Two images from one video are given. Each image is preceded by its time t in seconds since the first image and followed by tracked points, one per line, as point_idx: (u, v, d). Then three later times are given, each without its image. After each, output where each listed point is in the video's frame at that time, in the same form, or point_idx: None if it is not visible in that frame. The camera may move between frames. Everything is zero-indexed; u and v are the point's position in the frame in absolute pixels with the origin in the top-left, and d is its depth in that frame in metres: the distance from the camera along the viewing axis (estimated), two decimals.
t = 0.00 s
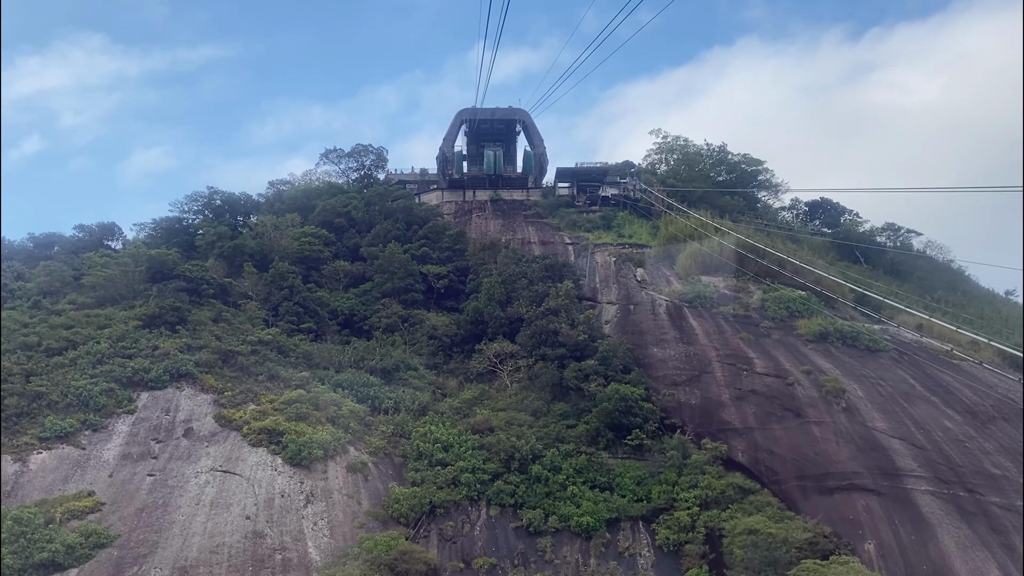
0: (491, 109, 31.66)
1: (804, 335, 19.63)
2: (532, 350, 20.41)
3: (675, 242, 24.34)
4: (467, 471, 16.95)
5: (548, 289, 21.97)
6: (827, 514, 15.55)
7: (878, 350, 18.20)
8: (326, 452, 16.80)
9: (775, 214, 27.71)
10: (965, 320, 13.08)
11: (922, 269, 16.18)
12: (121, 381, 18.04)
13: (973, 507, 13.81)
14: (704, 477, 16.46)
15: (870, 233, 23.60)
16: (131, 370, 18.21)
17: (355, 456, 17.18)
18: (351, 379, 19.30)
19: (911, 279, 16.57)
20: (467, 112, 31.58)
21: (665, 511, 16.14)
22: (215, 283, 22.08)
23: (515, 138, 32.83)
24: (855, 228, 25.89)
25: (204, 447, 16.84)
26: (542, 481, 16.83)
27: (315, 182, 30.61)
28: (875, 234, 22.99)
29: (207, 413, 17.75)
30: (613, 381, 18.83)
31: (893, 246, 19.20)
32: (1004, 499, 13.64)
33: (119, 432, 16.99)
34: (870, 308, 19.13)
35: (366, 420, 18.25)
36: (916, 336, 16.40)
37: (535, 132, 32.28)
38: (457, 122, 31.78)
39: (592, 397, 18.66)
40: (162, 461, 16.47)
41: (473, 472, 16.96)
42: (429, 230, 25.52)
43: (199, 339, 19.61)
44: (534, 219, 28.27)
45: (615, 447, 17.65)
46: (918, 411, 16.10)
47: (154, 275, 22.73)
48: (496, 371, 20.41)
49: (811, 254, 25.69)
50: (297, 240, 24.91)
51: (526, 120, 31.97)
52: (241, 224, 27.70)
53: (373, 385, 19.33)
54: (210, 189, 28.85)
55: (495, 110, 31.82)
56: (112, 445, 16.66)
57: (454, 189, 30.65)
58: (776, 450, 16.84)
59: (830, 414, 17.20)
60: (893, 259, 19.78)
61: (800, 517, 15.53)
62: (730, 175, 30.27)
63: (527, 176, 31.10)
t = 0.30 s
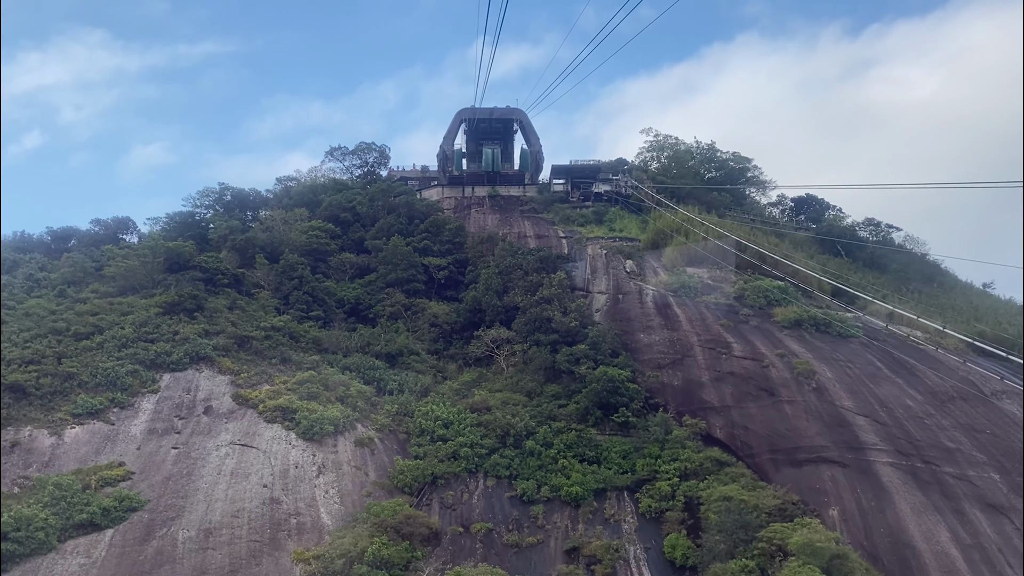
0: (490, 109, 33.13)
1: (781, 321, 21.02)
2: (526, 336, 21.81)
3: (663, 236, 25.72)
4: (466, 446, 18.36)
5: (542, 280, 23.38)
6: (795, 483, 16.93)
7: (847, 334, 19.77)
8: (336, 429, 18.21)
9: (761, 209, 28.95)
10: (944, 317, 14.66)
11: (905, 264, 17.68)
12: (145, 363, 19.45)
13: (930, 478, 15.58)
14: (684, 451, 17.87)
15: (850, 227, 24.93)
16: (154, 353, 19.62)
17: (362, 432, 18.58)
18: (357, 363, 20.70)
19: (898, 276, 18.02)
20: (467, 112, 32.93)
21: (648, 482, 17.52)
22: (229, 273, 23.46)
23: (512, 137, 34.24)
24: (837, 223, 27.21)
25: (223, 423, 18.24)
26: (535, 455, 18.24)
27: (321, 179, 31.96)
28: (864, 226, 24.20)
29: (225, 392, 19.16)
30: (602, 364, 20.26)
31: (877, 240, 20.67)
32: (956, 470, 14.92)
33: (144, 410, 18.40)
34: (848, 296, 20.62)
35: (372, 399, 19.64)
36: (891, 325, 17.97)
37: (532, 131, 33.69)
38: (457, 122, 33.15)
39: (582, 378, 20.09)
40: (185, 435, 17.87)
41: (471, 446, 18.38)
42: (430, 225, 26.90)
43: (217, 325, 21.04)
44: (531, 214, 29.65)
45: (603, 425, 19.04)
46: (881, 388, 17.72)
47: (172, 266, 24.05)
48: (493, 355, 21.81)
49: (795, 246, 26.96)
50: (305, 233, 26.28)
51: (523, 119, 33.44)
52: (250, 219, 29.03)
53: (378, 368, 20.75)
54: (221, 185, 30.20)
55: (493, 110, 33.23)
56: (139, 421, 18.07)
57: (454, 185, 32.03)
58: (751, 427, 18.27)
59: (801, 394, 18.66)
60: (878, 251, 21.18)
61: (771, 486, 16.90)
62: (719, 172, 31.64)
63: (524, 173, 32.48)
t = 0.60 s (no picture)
0: (490, 110, 34.65)
1: (761, 312, 22.45)
2: (522, 325, 23.21)
3: (652, 232, 27.11)
4: (465, 425, 19.77)
5: (537, 272, 24.79)
6: (768, 459, 18.35)
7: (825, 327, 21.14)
8: (344, 408, 19.64)
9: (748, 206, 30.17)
10: (916, 311, 16.26)
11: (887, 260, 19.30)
12: (166, 347, 20.88)
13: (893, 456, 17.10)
14: (667, 430, 19.31)
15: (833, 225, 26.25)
16: (174, 338, 21.04)
17: (369, 412, 19.99)
18: (364, 349, 22.13)
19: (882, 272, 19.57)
20: (467, 113, 34.33)
21: (633, 460, 18.93)
22: (243, 265, 24.85)
23: (511, 137, 35.66)
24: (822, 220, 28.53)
25: (240, 403, 19.66)
26: (529, 434, 19.65)
27: (327, 176, 33.35)
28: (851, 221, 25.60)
29: (241, 375, 20.57)
30: (592, 351, 21.70)
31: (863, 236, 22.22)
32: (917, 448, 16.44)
33: (166, 389, 19.80)
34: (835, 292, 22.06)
35: (378, 382, 21.06)
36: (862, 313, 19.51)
37: (530, 131, 35.11)
38: (458, 122, 34.53)
39: (574, 363, 21.52)
40: (205, 413, 19.28)
41: (470, 426, 19.79)
42: (432, 220, 28.29)
43: (233, 313, 22.47)
44: (528, 211, 31.05)
45: (593, 407, 20.45)
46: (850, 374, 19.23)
47: (188, 257, 25.41)
48: (491, 343, 23.23)
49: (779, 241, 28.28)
50: (313, 227, 27.66)
51: (522, 120, 34.95)
52: (260, 214, 30.24)
53: (383, 354, 22.18)
54: (232, 181, 31.57)
55: (493, 111, 34.71)
56: (162, 400, 19.48)
57: (455, 182, 33.42)
58: (729, 409, 19.72)
59: (776, 378, 20.19)
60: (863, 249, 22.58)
61: (747, 462, 18.31)
62: (711, 171, 32.85)
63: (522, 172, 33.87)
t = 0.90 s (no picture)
0: (489, 112, 35.98)
1: (743, 303, 23.85)
2: (519, 316, 24.60)
3: (643, 229, 28.52)
4: (465, 409, 21.18)
5: (533, 267, 26.21)
6: (746, 439, 19.75)
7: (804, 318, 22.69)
8: (352, 392, 21.05)
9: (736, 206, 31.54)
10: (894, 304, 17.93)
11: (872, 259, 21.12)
12: (184, 335, 22.30)
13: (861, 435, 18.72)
14: (653, 413, 20.71)
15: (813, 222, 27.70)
16: (192, 327, 22.47)
17: (375, 396, 21.39)
18: (370, 338, 23.53)
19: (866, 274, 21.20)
20: (467, 115, 35.72)
21: (621, 440, 20.32)
22: (255, 259, 26.25)
23: (510, 138, 37.04)
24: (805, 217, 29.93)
25: (255, 387, 21.06)
26: (525, 416, 21.07)
27: (332, 175, 34.74)
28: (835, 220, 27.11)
29: (255, 361, 21.97)
30: (584, 340, 23.11)
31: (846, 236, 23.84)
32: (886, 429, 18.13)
33: (185, 374, 21.20)
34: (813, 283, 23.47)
35: (383, 369, 22.46)
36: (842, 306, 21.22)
37: (527, 132, 36.47)
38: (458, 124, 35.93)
39: (567, 352, 22.92)
40: (222, 396, 20.68)
41: (469, 409, 21.20)
42: (433, 218, 29.68)
43: (246, 305, 23.88)
44: (525, 209, 32.44)
45: (584, 392, 21.84)
46: (825, 361, 20.93)
47: (202, 252, 26.80)
48: (489, 333, 24.62)
49: (764, 235, 29.66)
50: (321, 224, 29.05)
51: (520, 121, 36.27)
52: (268, 212, 31.55)
53: (388, 343, 23.58)
54: (242, 181, 32.96)
55: (492, 114, 36.12)
56: (182, 384, 20.89)
57: (456, 182, 34.83)
58: (711, 393, 21.15)
59: (755, 364, 21.68)
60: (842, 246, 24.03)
61: (726, 442, 19.70)
62: (701, 172, 34.24)
63: (520, 171, 35.26)
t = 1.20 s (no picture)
0: (487, 116, 37.36)
1: (727, 297, 25.33)
2: (516, 310, 26.01)
3: (635, 228, 29.95)
4: (466, 396, 22.60)
5: (530, 264, 27.64)
6: (728, 423, 21.13)
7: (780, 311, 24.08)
8: (360, 381, 22.46)
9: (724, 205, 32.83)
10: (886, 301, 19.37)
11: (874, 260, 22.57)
12: (202, 329, 23.72)
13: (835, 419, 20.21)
14: (642, 399, 22.13)
15: (799, 222, 29.08)
16: (209, 322, 23.89)
17: (381, 385, 22.80)
18: (375, 332, 24.93)
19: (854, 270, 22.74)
20: (467, 119, 37.15)
21: (612, 425, 21.70)
22: (266, 258, 27.64)
23: (507, 141, 38.45)
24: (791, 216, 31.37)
25: (269, 377, 22.47)
26: (522, 403, 22.49)
27: (337, 178, 36.14)
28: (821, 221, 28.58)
29: (268, 353, 23.39)
30: (578, 332, 24.56)
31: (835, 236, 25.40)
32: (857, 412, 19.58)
33: (203, 365, 22.61)
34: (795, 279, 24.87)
35: (388, 360, 23.88)
36: (824, 300, 22.90)
37: (524, 135, 37.86)
38: (458, 128, 37.36)
39: (562, 343, 24.35)
40: (239, 385, 22.10)
41: (470, 397, 22.62)
42: (435, 219, 31.10)
43: (259, 300, 25.29)
44: (522, 209, 33.85)
45: (578, 380, 23.28)
46: (805, 351, 22.46)
47: (215, 252, 28.19)
48: (488, 327, 26.02)
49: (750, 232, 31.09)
50: (327, 224, 30.45)
51: (517, 125, 37.66)
52: (276, 213, 32.93)
53: (392, 336, 25.01)
54: (251, 183, 34.35)
55: (490, 118, 37.55)
56: (201, 374, 22.30)
57: (456, 183, 36.26)
58: (696, 381, 22.61)
59: (738, 353, 23.14)
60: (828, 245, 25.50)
61: (709, 426, 21.08)
62: (692, 173, 35.51)
63: (517, 173, 36.68)
